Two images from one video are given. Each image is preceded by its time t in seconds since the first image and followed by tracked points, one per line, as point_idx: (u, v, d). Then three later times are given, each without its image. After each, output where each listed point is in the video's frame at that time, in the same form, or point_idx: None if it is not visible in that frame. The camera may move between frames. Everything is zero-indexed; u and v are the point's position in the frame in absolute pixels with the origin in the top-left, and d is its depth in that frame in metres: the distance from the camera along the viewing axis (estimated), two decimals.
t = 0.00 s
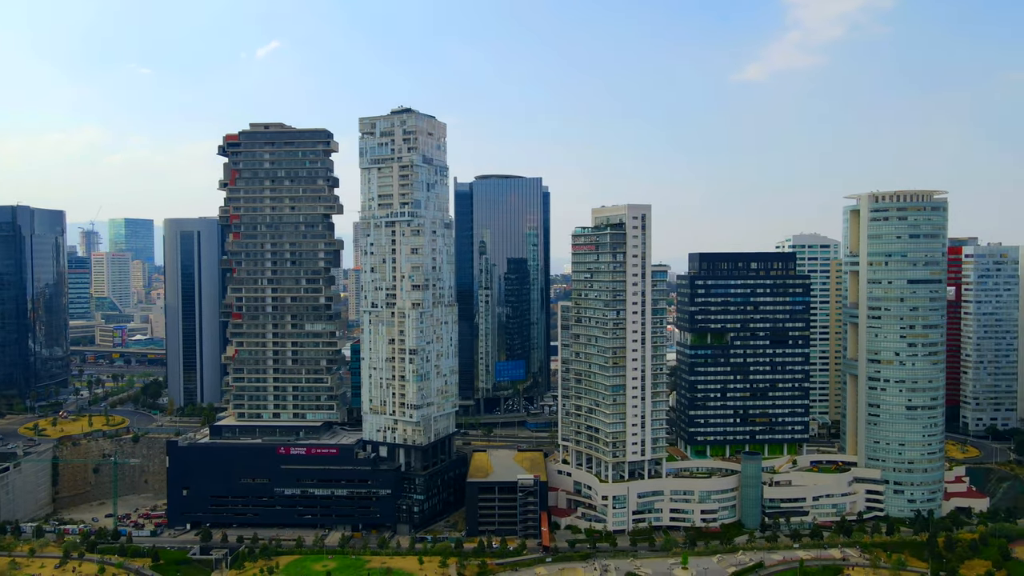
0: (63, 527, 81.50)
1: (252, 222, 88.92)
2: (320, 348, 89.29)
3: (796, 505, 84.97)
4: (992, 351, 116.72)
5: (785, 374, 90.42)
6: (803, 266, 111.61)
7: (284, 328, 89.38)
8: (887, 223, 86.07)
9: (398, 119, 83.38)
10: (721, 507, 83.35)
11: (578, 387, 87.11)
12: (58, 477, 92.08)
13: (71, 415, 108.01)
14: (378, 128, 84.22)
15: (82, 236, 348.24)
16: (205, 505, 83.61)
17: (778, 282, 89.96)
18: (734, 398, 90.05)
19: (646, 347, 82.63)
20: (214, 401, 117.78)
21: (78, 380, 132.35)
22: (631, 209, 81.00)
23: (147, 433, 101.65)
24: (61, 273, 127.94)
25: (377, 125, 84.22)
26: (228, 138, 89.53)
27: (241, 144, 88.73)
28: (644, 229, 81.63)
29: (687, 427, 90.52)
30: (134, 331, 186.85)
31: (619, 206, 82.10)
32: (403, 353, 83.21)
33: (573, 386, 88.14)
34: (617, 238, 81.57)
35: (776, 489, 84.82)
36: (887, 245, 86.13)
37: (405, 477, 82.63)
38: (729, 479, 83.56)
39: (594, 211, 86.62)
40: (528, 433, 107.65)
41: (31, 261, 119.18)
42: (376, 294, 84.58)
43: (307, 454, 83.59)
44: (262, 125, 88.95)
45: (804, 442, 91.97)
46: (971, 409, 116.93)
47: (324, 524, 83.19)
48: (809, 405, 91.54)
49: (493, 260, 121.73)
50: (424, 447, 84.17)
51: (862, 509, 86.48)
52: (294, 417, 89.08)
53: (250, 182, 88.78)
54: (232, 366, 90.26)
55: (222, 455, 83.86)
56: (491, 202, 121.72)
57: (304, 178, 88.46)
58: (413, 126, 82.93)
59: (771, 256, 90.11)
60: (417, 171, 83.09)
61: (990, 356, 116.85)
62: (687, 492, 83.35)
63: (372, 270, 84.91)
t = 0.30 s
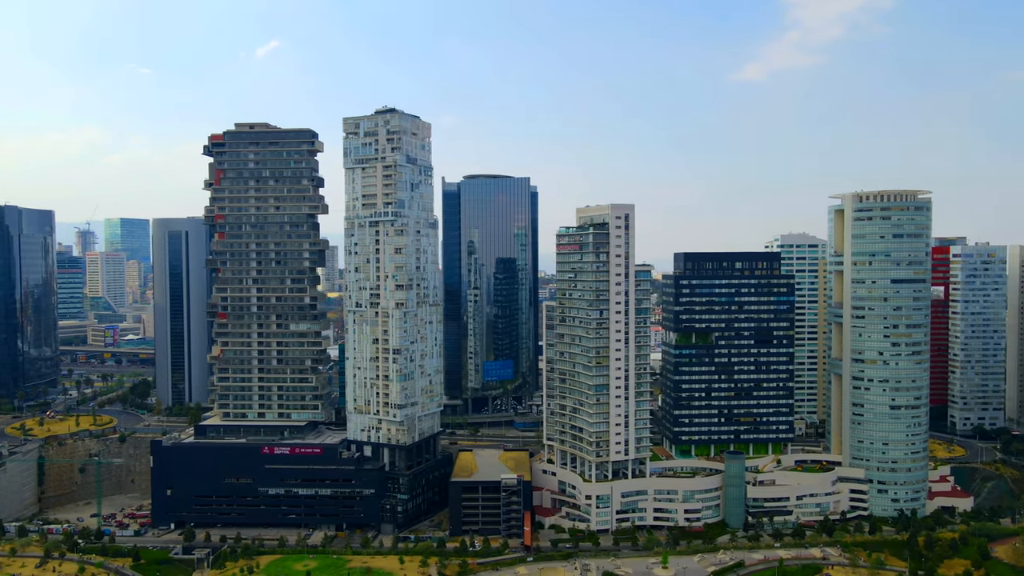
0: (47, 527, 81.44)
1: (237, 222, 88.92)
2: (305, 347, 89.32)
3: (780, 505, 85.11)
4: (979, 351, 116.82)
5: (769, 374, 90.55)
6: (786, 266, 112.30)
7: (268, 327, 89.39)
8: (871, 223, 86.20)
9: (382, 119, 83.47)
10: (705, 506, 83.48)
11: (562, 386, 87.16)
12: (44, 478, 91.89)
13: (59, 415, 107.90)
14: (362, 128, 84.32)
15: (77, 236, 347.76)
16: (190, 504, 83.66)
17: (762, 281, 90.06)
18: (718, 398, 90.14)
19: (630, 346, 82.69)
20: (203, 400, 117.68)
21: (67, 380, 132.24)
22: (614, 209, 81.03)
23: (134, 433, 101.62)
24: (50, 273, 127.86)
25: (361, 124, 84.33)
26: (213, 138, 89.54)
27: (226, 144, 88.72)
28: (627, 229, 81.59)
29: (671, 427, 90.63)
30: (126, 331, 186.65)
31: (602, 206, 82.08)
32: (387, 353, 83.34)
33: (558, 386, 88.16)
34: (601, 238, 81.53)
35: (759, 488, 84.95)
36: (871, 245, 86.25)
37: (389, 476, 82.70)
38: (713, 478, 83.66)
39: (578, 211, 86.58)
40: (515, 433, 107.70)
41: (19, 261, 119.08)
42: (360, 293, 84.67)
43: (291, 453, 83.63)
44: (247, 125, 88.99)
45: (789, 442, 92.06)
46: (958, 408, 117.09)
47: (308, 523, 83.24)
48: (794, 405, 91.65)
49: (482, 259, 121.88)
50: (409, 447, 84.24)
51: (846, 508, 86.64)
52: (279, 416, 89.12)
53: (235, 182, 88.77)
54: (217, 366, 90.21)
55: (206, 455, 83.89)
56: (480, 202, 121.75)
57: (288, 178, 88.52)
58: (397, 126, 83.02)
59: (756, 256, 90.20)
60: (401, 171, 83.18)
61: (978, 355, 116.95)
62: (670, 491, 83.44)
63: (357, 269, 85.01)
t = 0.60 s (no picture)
0: (31, 526, 81.47)
1: (221, 222, 88.92)
2: (290, 347, 89.36)
3: (764, 504, 85.21)
4: (967, 351, 117.02)
5: (754, 373, 90.69)
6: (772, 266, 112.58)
7: (253, 327, 89.44)
8: (855, 223, 86.31)
9: (366, 119, 83.54)
10: (689, 506, 83.57)
11: (547, 386, 87.24)
12: (30, 477, 91.75)
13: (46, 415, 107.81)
14: (346, 128, 84.41)
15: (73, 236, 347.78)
16: (174, 504, 83.74)
17: (747, 281, 90.20)
18: (703, 397, 90.26)
19: (613, 346, 82.79)
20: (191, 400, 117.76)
21: (56, 380, 132.25)
22: (597, 209, 81.07)
23: (120, 433, 101.65)
24: (39, 273, 127.86)
25: (345, 125, 84.43)
26: (198, 137, 89.54)
27: (211, 144, 88.71)
28: (611, 229, 81.68)
29: (656, 426, 90.72)
30: (118, 331, 186.57)
31: (586, 206, 82.10)
32: (371, 353, 83.45)
33: (543, 386, 88.24)
34: (584, 238, 81.58)
35: (743, 488, 85.06)
36: (855, 245, 86.36)
37: (373, 476, 82.78)
38: (697, 478, 83.79)
39: (562, 211, 86.60)
40: (503, 433, 107.86)
41: (8, 261, 119.07)
42: (345, 293, 84.74)
43: (275, 453, 83.71)
44: (232, 125, 89.02)
45: (773, 442, 92.18)
46: (946, 408, 117.28)
47: (292, 523, 83.32)
48: (779, 404, 91.80)
49: (471, 260, 121.97)
50: (393, 446, 84.33)
51: (830, 508, 86.76)
52: (264, 416, 89.20)
53: (220, 182, 88.79)
54: (202, 366, 90.22)
55: (190, 455, 83.96)
56: (468, 202, 121.76)
57: (273, 178, 88.57)
58: (381, 126, 83.10)
59: (741, 256, 90.35)
60: (384, 171, 83.27)
61: (966, 355, 117.14)
62: (654, 491, 83.51)
63: (341, 269, 85.08)
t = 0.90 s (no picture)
0: (16, 526, 81.53)
1: (207, 222, 88.99)
2: (275, 347, 89.46)
3: (748, 504, 85.32)
4: (954, 351, 117.26)
5: (739, 373, 90.88)
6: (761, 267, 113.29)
7: (238, 327, 89.55)
8: (838, 223, 86.44)
9: (350, 119, 83.68)
10: (673, 505, 83.71)
11: (531, 386, 87.34)
12: (16, 477, 91.70)
13: (34, 415, 107.82)
14: (330, 128, 84.54)
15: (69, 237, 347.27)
16: (158, 504, 83.83)
17: (731, 281, 90.32)
18: (688, 397, 90.40)
19: (597, 346, 82.94)
20: (179, 400, 118.03)
21: (46, 380, 132.27)
22: (580, 209, 81.07)
23: (107, 433, 101.79)
24: (28, 273, 127.74)
25: (329, 125, 84.55)
26: (183, 138, 89.59)
27: (196, 144, 88.75)
28: (594, 229, 81.77)
29: (641, 426, 90.84)
30: (110, 331, 186.57)
31: (569, 206, 82.10)
32: (354, 353, 83.55)
33: (527, 386, 88.33)
34: (568, 238, 81.63)
35: (727, 487, 85.18)
36: (839, 245, 86.52)
37: (357, 476, 82.92)
38: (681, 478, 83.93)
39: (547, 211, 86.59)
40: (490, 433, 108.07)
41: None
42: (329, 293, 84.83)
43: (259, 453, 83.79)
44: (217, 125, 89.11)
45: (758, 441, 92.32)
46: (934, 407, 117.48)
47: (276, 523, 83.41)
48: (764, 404, 92.01)
49: (460, 260, 122.04)
50: (377, 446, 84.43)
51: (814, 507, 86.92)
52: (249, 416, 89.32)
53: (205, 182, 88.85)
54: (187, 366, 90.29)
55: (174, 455, 84.06)
56: (457, 202, 121.81)
57: (258, 178, 88.69)
58: (365, 126, 83.23)
59: (726, 256, 90.54)
60: (368, 171, 83.39)
61: (954, 355, 117.36)
62: (638, 491, 83.63)
63: (325, 270, 85.18)
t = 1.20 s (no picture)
0: None
1: (192, 222, 89.04)
2: (260, 347, 89.53)
3: (731, 503, 85.42)
4: (942, 351, 117.50)
5: (724, 373, 91.04)
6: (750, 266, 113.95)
7: (224, 327, 89.63)
8: (822, 223, 86.57)
9: (334, 119, 83.86)
10: (657, 505, 83.84)
11: (516, 386, 87.43)
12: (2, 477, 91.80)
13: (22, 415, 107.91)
14: (315, 128, 84.68)
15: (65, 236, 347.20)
16: (142, 504, 83.95)
17: (716, 281, 90.46)
18: (673, 397, 90.56)
19: (580, 346, 83.09)
20: (167, 400, 118.08)
21: (35, 380, 132.34)
22: (564, 209, 81.06)
23: (94, 433, 101.96)
24: (17, 273, 127.69)
25: (313, 125, 84.68)
26: (168, 138, 89.63)
27: (181, 144, 88.80)
28: (578, 229, 81.81)
29: (626, 426, 90.96)
30: (102, 331, 186.66)
31: (553, 206, 82.04)
32: (339, 352, 83.65)
33: (512, 386, 88.41)
34: (551, 238, 81.69)
35: (711, 487, 85.29)
36: (823, 245, 86.69)
37: (342, 475, 83.05)
38: (664, 478, 84.08)
39: (531, 211, 86.58)
40: (477, 433, 108.23)
41: None
42: (313, 293, 84.91)
43: (243, 452, 83.87)
44: (203, 125, 89.19)
45: (743, 441, 92.45)
46: (921, 407, 117.67)
47: (260, 522, 83.51)
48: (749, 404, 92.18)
49: (449, 260, 122.17)
50: (361, 446, 84.55)
51: (798, 507, 87.08)
52: (234, 416, 89.43)
53: (190, 182, 88.93)
54: (172, 366, 90.39)
55: (158, 455, 84.18)
56: (445, 202, 121.93)
57: (243, 178, 88.79)
58: (349, 126, 83.40)
59: (710, 256, 90.73)
60: (352, 171, 83.53)
61: (941, 355, 117.58)
62: (622, 490, 83.76)
63: (310, 270, 85.27)
